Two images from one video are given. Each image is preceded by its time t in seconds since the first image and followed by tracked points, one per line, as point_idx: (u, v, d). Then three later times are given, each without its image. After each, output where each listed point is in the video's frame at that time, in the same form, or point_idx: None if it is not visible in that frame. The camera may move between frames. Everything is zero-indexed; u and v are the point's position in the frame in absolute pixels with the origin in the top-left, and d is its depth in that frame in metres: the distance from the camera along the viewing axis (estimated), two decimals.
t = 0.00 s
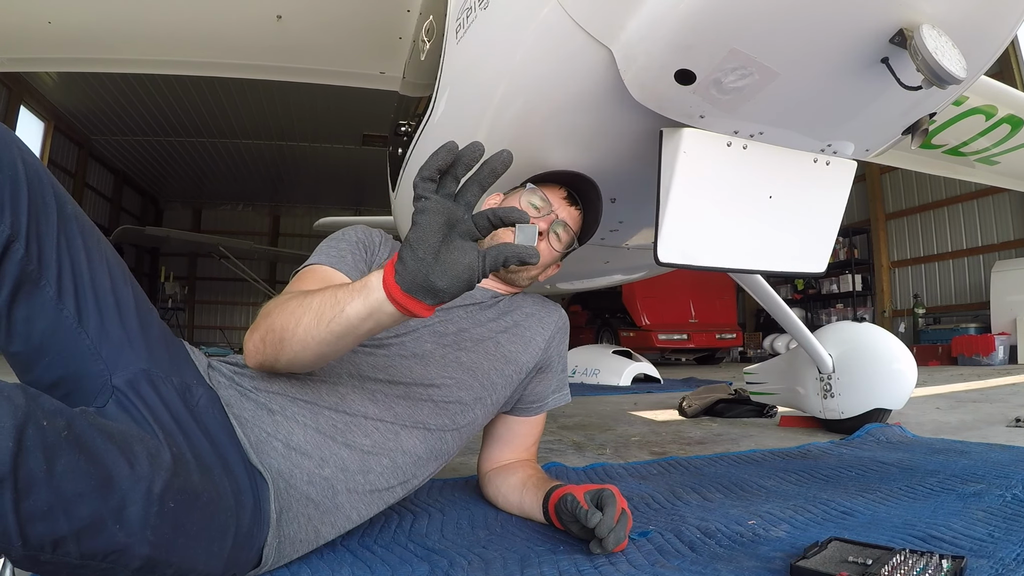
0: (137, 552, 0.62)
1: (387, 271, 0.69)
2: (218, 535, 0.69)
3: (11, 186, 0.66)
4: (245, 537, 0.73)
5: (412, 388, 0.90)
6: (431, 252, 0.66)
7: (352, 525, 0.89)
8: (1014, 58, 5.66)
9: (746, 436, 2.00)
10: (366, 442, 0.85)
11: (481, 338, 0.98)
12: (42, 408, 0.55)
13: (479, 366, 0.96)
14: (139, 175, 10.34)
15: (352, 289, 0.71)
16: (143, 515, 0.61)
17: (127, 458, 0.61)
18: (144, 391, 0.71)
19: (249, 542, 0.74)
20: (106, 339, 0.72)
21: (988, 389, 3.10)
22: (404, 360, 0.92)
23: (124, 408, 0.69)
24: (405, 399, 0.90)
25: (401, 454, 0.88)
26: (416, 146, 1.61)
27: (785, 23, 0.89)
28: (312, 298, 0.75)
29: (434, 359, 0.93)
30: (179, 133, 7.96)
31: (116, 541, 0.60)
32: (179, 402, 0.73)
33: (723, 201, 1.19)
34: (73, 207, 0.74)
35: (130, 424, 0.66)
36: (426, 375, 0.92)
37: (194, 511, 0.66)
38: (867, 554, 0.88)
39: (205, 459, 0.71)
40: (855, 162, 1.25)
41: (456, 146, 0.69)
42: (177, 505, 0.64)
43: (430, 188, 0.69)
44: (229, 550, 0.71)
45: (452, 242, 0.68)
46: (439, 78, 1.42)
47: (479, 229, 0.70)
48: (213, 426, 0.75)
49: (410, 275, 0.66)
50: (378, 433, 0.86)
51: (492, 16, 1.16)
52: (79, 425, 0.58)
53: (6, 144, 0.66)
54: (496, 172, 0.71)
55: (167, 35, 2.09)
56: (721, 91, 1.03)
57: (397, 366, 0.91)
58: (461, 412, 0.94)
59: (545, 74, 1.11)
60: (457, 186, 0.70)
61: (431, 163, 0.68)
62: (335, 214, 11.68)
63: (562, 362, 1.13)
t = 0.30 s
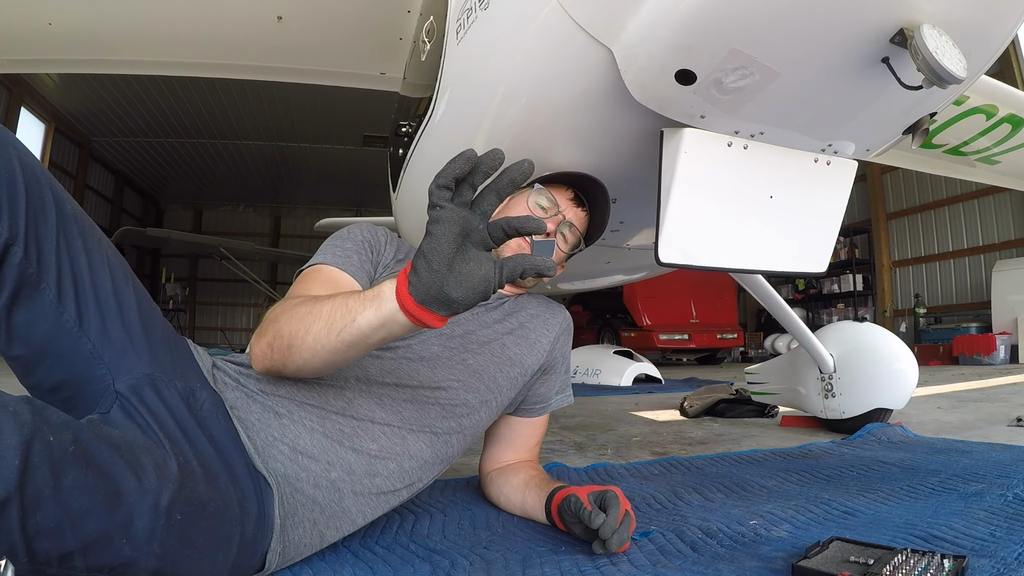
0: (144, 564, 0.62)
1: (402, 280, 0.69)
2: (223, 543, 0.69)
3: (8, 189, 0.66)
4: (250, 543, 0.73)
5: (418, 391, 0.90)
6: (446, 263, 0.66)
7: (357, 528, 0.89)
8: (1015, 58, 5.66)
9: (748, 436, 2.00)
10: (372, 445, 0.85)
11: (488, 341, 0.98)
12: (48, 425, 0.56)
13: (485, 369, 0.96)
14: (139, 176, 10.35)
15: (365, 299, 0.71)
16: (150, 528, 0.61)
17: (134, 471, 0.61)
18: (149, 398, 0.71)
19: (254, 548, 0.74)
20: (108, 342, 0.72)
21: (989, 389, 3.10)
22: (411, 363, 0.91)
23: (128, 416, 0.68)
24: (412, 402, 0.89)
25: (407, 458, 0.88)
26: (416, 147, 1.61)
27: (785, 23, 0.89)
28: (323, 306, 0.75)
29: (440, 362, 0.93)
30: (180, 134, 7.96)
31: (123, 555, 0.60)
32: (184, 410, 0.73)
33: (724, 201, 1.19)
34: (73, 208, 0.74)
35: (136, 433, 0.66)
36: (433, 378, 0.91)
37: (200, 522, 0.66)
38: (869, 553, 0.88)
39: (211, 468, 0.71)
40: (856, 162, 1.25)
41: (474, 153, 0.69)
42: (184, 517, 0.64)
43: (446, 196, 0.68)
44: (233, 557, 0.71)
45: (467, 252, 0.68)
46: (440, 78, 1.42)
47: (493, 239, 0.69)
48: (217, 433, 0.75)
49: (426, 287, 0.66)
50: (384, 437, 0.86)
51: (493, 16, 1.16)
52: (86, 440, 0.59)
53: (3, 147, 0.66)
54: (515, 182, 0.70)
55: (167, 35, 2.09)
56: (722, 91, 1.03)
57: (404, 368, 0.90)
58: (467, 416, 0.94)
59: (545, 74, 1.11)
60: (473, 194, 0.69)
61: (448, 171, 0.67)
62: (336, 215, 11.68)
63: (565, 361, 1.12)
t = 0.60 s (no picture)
0: (145, 569, 0.62)
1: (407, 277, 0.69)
2: (225, 546, 0.69)
3: (7, 191, 0.66)
4: (252, 545, 0.73)
5: (421, 391, 0.90)
6: (451, 259, 0.67)
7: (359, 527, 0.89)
8: (1016, 58, 5.66)
9: (749, 436, 2.00)
10: (374, 446, 0.85)
11: (491, 340, 0.98)
12: (49, 427, 0.56)
13: (488, 369, 0.96)
14: (140, 177, 10.35)
15: (369, 297, 0.71)
16: (152, 533, 0.61)
17: (136, 475, 0.61)
18: (150, 401, 0.71)
19: (256, 549, 0.74)
20: (108, 344, 0.72)
21: (990, 388, 3.10)
22: (415, 363, 0.91)
23: (129, 419, 0.68)
24: (414, 402, 0.89)
25: (409, 458, 0.88)
26: (417, 147, 1.61)
27: (785, 23, 0.89)
28: (326, 305, 0.75)
29: (443, 361, 0.93)
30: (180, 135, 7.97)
31: (125, 559, 0.60)
32: (185, 411, 0.73)
33: (725, 201, 1.19)
34: (71, 208, 0.74)
35: (138, 436, 0.66)
36: (435, 378, 0.91)
37: (202, 526, 0.66)
38: (870, 553, 0.88)
39: (213, 470, 0.71)
40: (857, 161, 1.25)
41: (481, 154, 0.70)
42: (186, 521, 0.64)
43: (453, 195, 0.69)
44: (235, 560, 0.71)
45: (472, 250, 0.68)
46: (441, 78, 1.42)
47: (498, 238, 0.69)
48: (219, 436, 0.75)
49: (430, 283, 0.66)
50: (387, 437, 0.86)
51: (493, 17, 1.16)
52: (88, 445, 0.59)
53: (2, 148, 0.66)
54: (524, 183, 0.71)
55: (167, 36, 2.09)
56: (722, 91, 1.03)
57: (406, 368, 0.90)
58: (470, 416, 0.94)
59: (546, 74, 1.11)
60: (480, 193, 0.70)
61: (456, 170, 0.69)
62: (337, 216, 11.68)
63: (568, 362, 1.12)
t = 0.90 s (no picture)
0: (146, 569, 0.62)
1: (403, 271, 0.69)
2: (225, 547, 0.69)
3: (8, 192, 0.66)
4: (252, 546, 0.73)
5: (422, 392, 0.90)
6: (447, 254, 0.67)
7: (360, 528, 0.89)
8: (1016, 58, 5.66)
9: (750, 436, 2.00)
10: (374, 447, 0.85)
11: (492, 341, 0.99)
12: (50, 429, 0.56)
13: (489, 369, 0.96)
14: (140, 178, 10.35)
15: (366, 292, 0.71)
16: (153, 534, 0.61)
17: (136, 476, 0.61)
18: (151, 402, 0.70)
19: (257, 550, 0.74)
20: (108, 345, 0.72)
21: (991, 388, 3.10)
22: (416, 364, 0.91)
23: (130, 420, 0.68)
24: (415, 403, 0.89)
25: (410, 459, 0.88)
26: (418, 148, 1.62)
27: (785, 23, 0.89)
28: (323, 301, 0.75)
29: (444, 361, 0.93)
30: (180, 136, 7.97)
31: (126, 560, 0.60)
32: (186, 411, 0.73)
33: (726, 201, 1.19)
34: (71, 208, 0.74)
35: (138, 437, 0.66)
36: (436, 379, 0.91)
37: (203, 527, 0.66)
38: (871, 553, 0.88)
39: (214, 470, 0.71)
40: (857, 161, 1.25)
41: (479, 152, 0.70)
42: (187, 522, 0.64)
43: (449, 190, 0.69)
44: (236, 560, 0.71)
45: (468, 245, 0.68)
46: (441, 79, 1.42)
47: (493, 232, 0.69)
48: (221, 436, 0.75)
49: (426, 279, 0.66)
50: (388, 439, 0.86)
51: (494, 17, 1.16)
52: (88, 447, 0.59)
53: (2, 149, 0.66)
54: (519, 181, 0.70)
55: (169, 39, 2.10)
56: (722, 91, 1.03)
57: (407, 368, 0.90)
58: (471, 417, 0.94)
59: (546, 75, 1.11)
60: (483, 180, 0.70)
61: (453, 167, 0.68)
62: (337, 216, 11.68)
63: (569, 363, 1.12)
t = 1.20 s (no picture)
0: (146, 570, 0.62)
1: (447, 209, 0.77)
2: (226, 549, 0.69)
3: (8, 193, 0.66)
4: (253, 548, 0.73)
5: (424, 394, 0.90)
6: (490, 194, 0.76)
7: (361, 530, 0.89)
8: (1016, 58, 5.66)
9: (751, 436, 2.00)
10: (376, 450, 0.85)
11: (495, 343, 0.98)
12: (51, 431, 0.56)
13: (492, 371, 0.95)
14: (141, 179, 10.36)
15: (396, 223, 0.79)
16: (153, 536, 0.61)
17: (137, 477, 0.61)
18: (152, 404, 0.70)
19: (258, 551, 0.74)
20: (109, 345, 0.72)
21: (991, 388, 3.10)
22: (419, 366, 0.91)
23: (130, 422, 0.68)
24: (418, 406, 0.89)
25: (412, 462, 0.88)
26: (419, 150, 1.62)
27: (785, 23, 0.89)
28: (344, 236, 0.81)
29: (448, 363, 0.93)
30: (180, 137, 7.98)
31: (126, 562, 0.60)
32: (187, 413, 0.73)
33: (726, 201, 1.19)
34: (72, 207, 0.74)
35: (140, 438, 0.66)
36: (439, 381, 0.91)
37: (203, 529, 0.66)
38: (872, 553, 0.88)
39: (216, 471, 0.71)
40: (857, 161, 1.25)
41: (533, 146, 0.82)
42: (187, 524, 0.64)
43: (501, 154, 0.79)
44: (237, 562, 0.71)
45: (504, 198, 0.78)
46: (441, 79, 1.42)
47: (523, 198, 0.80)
48: (222, 438, 0.75)
49: (467, 208, 0.75)
50: (390, 441, 0.86)
51: (494, 18, 1.16)
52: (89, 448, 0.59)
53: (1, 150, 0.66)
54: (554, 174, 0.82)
55: (169, 40, 2.10)
56: (723, 91, 1.03)
57: (410, 370, 0.90)
58: (474, 418, 0.94)
59: (546, 75, 1.11)
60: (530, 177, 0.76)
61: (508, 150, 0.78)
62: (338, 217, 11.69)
63: (572, 365, 1.12)
